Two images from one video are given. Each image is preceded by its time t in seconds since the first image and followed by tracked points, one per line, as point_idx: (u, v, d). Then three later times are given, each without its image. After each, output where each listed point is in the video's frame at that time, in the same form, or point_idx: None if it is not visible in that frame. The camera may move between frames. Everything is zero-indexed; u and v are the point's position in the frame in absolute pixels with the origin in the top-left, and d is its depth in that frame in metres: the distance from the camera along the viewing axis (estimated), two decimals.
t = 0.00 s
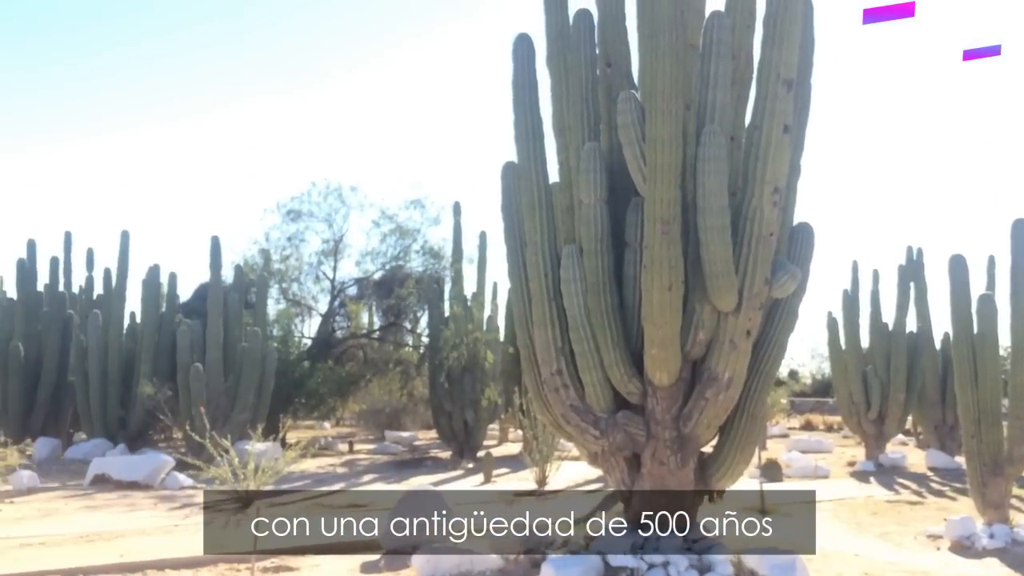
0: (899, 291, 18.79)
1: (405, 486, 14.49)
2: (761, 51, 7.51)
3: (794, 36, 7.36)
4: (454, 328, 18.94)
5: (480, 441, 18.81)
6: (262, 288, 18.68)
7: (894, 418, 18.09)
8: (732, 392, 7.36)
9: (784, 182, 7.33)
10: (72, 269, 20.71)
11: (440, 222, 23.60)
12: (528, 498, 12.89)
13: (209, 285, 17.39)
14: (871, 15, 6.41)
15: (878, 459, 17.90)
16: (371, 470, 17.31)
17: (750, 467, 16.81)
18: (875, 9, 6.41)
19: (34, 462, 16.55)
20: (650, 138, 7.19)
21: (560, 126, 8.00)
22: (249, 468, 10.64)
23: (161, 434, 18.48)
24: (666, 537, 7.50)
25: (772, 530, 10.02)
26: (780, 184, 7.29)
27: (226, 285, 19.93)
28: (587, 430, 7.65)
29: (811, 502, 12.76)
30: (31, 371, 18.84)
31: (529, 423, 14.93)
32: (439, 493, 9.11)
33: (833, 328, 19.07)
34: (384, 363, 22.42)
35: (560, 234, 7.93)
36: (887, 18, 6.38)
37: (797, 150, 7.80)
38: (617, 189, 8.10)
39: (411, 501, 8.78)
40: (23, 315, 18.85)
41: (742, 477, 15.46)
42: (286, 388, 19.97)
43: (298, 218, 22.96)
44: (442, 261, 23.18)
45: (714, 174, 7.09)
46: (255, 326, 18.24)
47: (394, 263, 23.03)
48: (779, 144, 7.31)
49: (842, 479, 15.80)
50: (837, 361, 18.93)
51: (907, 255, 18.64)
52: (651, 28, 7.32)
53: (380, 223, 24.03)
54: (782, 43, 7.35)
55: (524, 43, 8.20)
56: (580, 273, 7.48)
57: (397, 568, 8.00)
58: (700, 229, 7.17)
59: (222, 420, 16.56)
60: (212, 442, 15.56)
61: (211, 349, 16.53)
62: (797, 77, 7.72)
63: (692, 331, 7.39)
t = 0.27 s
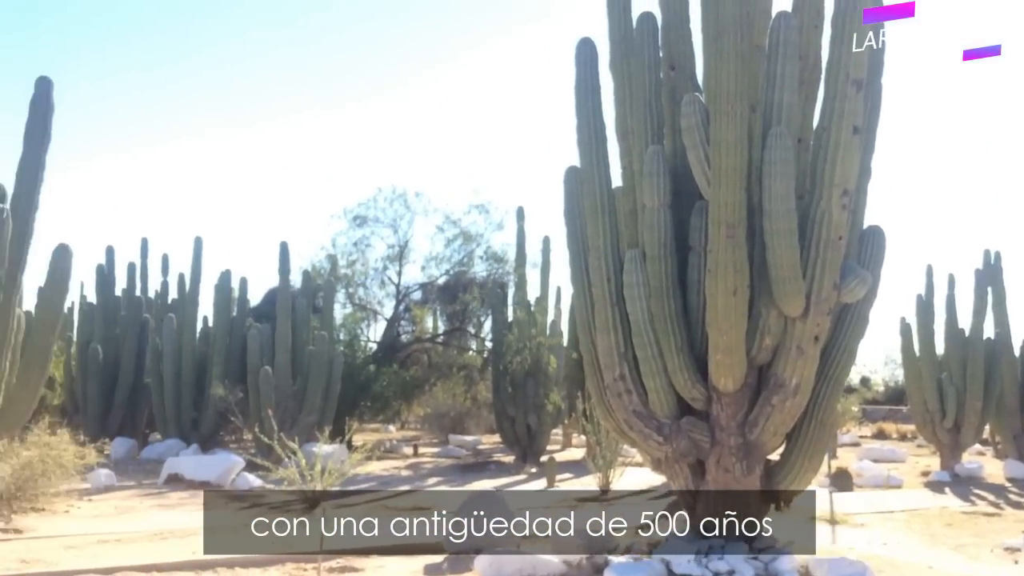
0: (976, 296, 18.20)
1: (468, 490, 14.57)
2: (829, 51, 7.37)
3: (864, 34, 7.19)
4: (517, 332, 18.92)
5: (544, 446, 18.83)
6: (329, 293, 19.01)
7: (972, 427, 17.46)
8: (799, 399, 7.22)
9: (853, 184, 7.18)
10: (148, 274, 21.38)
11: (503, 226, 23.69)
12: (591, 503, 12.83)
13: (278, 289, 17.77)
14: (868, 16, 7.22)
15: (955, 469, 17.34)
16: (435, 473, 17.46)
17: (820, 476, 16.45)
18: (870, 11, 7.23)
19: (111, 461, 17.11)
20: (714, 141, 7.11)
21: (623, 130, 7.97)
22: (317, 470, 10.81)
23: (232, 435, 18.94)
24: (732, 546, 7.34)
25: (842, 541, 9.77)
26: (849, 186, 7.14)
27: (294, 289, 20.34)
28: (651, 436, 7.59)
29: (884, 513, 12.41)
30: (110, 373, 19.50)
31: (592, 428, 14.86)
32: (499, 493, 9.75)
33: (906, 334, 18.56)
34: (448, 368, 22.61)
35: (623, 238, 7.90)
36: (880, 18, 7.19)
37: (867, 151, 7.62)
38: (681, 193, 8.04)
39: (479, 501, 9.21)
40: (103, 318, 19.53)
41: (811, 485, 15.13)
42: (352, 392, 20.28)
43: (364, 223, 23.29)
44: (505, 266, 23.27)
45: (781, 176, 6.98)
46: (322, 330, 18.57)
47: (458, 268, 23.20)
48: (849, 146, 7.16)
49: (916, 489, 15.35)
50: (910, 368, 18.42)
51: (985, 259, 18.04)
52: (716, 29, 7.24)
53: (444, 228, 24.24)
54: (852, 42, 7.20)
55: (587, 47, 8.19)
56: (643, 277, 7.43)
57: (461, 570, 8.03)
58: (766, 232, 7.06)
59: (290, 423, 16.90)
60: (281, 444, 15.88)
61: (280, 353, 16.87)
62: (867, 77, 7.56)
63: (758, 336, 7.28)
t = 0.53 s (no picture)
0: None
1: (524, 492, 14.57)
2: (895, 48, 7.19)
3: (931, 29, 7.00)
4: (574, 334, 18.87)
5: (601, 449, 18.75)
6: (387, 295, 19.20)
7: None
8: (863, 404, 7.06)
9: (920, 183, 6.98)
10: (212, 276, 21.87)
11: (560, 229, 23.65)
12: (648, 508, 12.71)
13: (337, 292, 18.02)
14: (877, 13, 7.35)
15: None
16: (492, 475, 17.49)
17: (884, 483, 16.05)
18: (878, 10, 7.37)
19: (177, 460, 17.54)
20: (775, 142, 6.99)
21: (681, 131, 7.90)
22: (374, 471, 10.94)
23: (292, 436, 19.24)
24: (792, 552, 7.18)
25: (908, 551, 9.50)
26: (915, 186, 6.95)
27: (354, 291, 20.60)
28: (709, 440, 7.50)
29: (951, 522, 12.05)
30: (175, 373, 20.00)
31: (649, 432, 14.74)
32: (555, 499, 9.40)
33: (975, 338, 18.01)
34: (505, 370, 22.69)
35: (681, 240, 7.82)
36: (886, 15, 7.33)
37: (934, 150, 7.42)
38: (741, 194, 7.92)
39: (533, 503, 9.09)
40: (169, 320, 20.04)
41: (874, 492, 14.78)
42: (410, 394, 20.47)
43: (421, 226, 23.46)
44: (561, 268, 23.22)
45: (844, 177, 6.84)
46: (380, 332, 18.76)
47: (515, 270, 23.19)
48: (914, 145, 6.97)
49: (986, 498, 14.87)
50: (979, 373, 17.86)
51: None
52: (777, 27, 7.13)
53: (501, 231, 24.28)
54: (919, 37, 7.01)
55: (644, 47, 8.13)
56: (701, 279, 7.35)
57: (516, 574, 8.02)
58: (828, 234, 6.92)
59: (349, 424, 17.12)
60: (339, 445, 16.08)
61: (339, 355, 17.10)
62: (934, 74, 7.35)
63: (820, 340, 7.13)
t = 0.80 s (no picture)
0: None
1: (565, 493, 14.53)
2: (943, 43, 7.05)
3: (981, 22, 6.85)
4: (616, 335, 18.80)
5: (643, 450, 18.65)
6: (429, 296, 19.31)
7: None
8: (911, 405, 6.92)
9: (969, 180, 6.84)
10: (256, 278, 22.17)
11: (601, 229, 23.56)
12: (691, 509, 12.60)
13: (379, 292, 18.15)
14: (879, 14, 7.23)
15: None
16: (533, 476, 17.48)
17: (933, 486, 15.72)
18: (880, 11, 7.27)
19: (223, 459, 17.80)
20: (819, 139, 6.90)
21: (723, 129, 7.83)
22: (416, 471, 11.07)
23: (336, 436, 19.41)
24: (838, 555, 7.05)
25: (959, 556, 9.28)
26: (964, 182, 6.80)
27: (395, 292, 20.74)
28: (753, 442, 7.41)
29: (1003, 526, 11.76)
30: (221, 373, 20.30)
31: (691, 432, 14.63)
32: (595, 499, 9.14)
33: None
34: (546, 371, 22.72)
35: (723, 239, 7.75)
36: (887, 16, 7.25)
37: (984, 146, 7.26)
38: (784, 193, 7.83)
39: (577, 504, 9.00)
40: (215, 321, 20.35)
41: (923, 496, 14.50)
42: (451, 395, 20.57)
43: (462, 227, 23.56)
44: (602, 268, 23.14)
45: (890, 174, 6.72)
46: (421, 333, 18.87)
47: (556, 270, 23.17)
48: (964, 140, 6.83)
49: None
50: None
51: None
52: (821, 23, 7.03)
53: (541, 231, 24.27)
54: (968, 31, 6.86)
55: (686, 46, 8.07)
56: (745, 279, 7.27)
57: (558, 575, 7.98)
58: (874, 232, 6.80)
59: (391, 424, 17.24)
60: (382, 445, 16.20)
61: (381, 355, 17.22)
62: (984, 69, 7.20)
63: (866, 340, 7.01)
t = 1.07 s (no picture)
0: None
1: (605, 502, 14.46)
2: (985, 44, 6.95)
3: None
4: (654, 343, 18.70)
5: (682, 459, 18.53)
6: (466, 306, 19.37)
7: None
8: (956, 412, 6.80)
9: (1013, 183, 6.71)
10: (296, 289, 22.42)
11: (637, 236, 23.48)
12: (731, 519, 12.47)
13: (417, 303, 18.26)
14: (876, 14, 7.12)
15: None
16: (573, 486, 17.43)
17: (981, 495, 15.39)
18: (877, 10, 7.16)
19: (264, 469, 18.00)
20: (858, 143, 6.82)
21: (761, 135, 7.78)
22: (456, 481, 11.22)
23: (375, 446, 19.53)
24: (885, 566, 6.93)
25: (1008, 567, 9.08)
26: (1008, 185, 6.68)
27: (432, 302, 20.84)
28: (794, 450, 7.33)
29: None
30: (262, 384, 20.55)
31: (731, 441, 14.50)
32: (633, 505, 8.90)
33: None
34: (584, 380, 22.67)
35: (761, 246, 7.69)
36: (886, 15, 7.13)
37: None
38: (823, 197, 7.75)
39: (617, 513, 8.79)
40: (255, 332, 20.63)
41: (970, 505, 14.20)
42: (488, 404, 20.60)
43: (498, 237, 23.61)
44: (639, 276, 23.04)
45: (932, 178, 6.62)
46: (459, 343, 18.93)
47: (593, 278, 23.08)
48: (1007, 142, 6.71)
49: None
50: None
51: None
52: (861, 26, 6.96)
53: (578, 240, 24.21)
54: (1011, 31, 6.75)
55: (721, 52, 8.04)
56: (784, 286, 7.20)
57: None
58: (916, 237, 6.71)
59: (429, 434, 17.30)
60: (420, 455, 16.27)
61: (419, 365, 17.31)
62: None
63: (909, 346, 6.91)
